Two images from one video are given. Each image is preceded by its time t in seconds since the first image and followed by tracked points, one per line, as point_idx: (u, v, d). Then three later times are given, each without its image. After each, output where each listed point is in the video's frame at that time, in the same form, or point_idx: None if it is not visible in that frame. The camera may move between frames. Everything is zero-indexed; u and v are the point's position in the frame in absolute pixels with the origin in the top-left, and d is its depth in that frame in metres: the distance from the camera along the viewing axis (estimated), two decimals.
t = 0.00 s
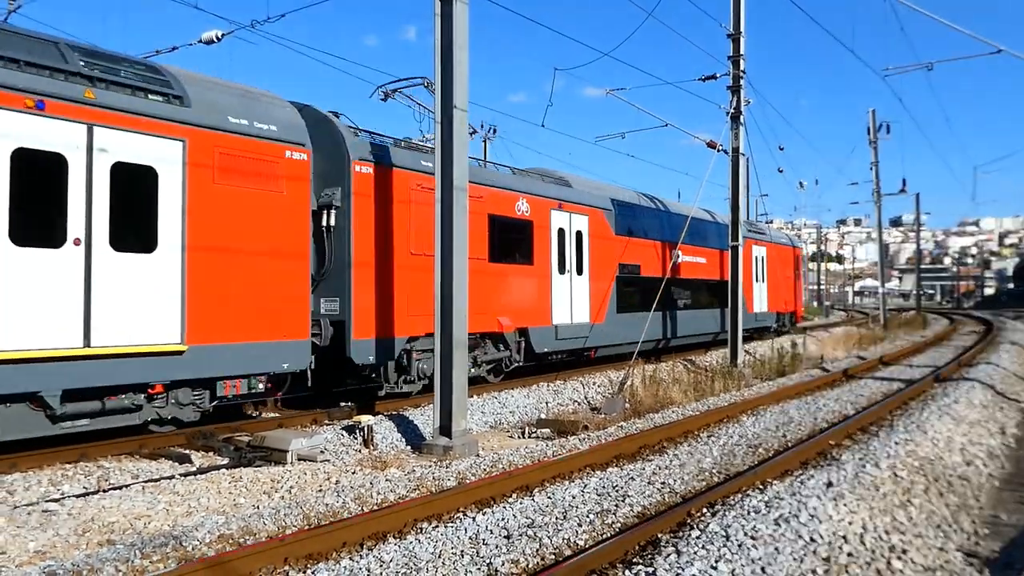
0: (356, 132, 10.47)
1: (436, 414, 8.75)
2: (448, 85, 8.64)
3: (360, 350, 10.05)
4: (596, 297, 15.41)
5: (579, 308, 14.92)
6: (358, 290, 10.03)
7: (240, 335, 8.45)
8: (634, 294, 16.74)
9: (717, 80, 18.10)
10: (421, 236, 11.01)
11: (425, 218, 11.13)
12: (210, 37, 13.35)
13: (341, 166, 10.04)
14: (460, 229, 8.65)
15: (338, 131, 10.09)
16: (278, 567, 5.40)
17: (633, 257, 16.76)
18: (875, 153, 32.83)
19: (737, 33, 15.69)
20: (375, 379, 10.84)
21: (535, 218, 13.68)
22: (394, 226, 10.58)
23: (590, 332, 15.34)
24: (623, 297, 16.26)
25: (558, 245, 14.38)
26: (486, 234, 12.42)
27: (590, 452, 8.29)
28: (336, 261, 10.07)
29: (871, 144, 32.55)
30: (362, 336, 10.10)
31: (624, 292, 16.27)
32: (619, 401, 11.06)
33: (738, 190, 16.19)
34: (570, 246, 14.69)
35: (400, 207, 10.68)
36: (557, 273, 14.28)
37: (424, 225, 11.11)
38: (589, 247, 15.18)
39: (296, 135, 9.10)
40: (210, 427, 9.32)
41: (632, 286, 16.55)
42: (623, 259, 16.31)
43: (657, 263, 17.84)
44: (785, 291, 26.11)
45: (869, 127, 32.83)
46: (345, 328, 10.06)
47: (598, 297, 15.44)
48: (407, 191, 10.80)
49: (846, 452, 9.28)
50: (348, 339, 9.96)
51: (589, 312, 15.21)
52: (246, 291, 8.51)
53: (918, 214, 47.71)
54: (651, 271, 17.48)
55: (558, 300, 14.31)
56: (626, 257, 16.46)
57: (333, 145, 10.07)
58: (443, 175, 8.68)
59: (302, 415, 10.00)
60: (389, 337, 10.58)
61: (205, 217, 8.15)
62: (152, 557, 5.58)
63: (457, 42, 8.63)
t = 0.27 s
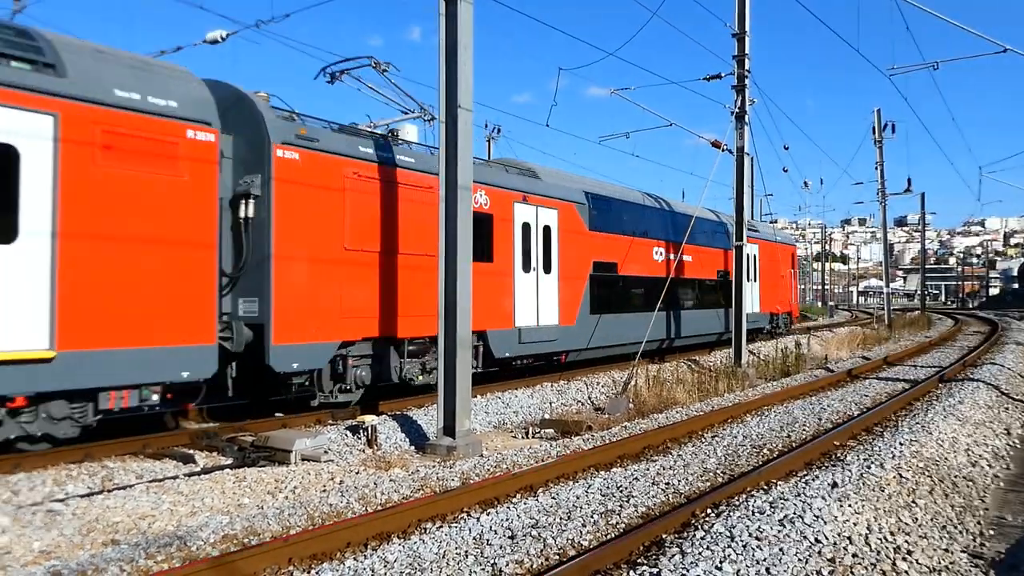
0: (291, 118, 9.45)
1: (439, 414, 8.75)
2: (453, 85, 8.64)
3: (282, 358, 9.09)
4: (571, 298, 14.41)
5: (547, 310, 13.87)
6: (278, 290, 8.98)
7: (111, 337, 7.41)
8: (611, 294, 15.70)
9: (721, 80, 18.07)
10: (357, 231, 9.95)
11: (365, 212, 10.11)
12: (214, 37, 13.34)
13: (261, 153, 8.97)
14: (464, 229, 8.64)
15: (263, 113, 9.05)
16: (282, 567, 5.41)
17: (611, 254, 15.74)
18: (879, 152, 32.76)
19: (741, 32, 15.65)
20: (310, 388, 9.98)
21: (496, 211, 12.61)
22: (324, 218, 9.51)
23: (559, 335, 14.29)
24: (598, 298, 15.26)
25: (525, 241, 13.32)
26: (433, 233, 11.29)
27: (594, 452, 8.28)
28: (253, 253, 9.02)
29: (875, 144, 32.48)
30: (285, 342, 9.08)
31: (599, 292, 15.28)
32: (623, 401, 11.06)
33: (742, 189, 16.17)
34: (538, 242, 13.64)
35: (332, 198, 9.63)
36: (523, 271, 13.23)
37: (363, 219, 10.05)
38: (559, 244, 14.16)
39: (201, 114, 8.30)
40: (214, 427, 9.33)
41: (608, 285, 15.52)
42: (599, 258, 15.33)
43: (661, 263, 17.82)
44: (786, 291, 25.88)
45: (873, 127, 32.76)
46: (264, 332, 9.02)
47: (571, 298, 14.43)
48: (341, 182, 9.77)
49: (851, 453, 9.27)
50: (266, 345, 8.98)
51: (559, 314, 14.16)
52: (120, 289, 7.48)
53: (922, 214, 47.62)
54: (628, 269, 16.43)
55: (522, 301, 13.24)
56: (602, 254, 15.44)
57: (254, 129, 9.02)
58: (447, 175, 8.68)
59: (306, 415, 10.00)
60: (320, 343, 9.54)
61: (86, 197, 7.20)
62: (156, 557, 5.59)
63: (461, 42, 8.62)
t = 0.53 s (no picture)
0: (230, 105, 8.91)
1: (443, 414, 8.76)
2: (456, 85, 8.64)
3: (191, 364, 8.21)
4: (539, 300, 13.61)
5: (512, 312, 12.94)
6: (185, 285, 8.13)
7: (48, 337, 7.15)
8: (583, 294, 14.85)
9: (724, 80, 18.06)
10: (285, 224, 9.19)
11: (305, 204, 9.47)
12: (218, 37, 13.37)
13: (168, 134, 8.25)
14: (468, 229, 8.65)
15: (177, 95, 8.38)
16: (286, 566, 5.41)
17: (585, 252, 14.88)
18: (883, 152, 32.70)
19: (745, 32, 15.63)
20: (234, 396, 9.15)
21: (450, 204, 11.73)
22: (246, 207, 8.77)
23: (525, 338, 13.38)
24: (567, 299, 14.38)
25: (489, 238, 12.42)
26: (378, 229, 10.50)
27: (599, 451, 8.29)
28: (160, 245, 8.24)
29: (879, 144, 32.44)
30: (194, 347, 8.20)
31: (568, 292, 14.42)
32: (627, 401, 11.05)
33: (745, 189, 16.15)
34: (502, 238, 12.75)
35: (252, 186, 8.85)
36: (484, 269, 12.30)
37: (291, 211, 9.27)
38: (526, 240, 13.25)
39: (84, 88, 7.49)
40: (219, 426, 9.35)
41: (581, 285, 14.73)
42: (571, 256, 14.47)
43: (664, 263, 17.76)
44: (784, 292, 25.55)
45: (877, 127, 32.71)
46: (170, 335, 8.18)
47: (539, 299, 13.61)
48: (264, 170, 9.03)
49: (855, 453, 9.25)
50: (171, 348, 8.10)
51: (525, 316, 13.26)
52: (66, 280, 7.27)
53: (925, 214, 47.56)
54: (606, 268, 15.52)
55: (484, 302, 12.26)
56: (575, 251, 14.53)
57: (161, 108, 8.33)
58: (450, 175, 8.69)
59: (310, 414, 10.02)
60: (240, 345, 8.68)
61: (10, 192, 6.90)
62: (161, 556, 5.60)
63: (465, 42, 8.62)
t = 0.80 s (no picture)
0: (203, 95, 8.70)
1: (449, 413, 8.76)
2: (462, 85, 8.64)
3: (76, 372, 7.34)
4: (505, 301, 12.60)
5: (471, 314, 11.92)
6: (74, 280, 7.33)
7: None
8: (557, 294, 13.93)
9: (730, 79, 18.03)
10: (200, 216, 8.34)
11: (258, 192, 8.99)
12: (225, 37, 13.41)
13: (52, 110, 7.43)
14: (474, 229, 8.65)
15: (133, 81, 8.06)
16: (293, 565, 5.42)
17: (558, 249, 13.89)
18: (889, 152, 32.63)
19: (750, 32, 15.60)
20: (142, 406, 8.32)
21: (398, 194, 10.75)
22: (150, 195, 7.89)
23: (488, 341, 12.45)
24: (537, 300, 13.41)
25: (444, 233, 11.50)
26: (314, 221, 9.62)
27: (604, 452, 8.28)
28: (40, 233, 7.49)
29: (884, 143, 32.36)
30: (80, 353, 7.35)
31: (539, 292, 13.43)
32: (632, 401, 11.04)
33: (751, 189, 16.13)
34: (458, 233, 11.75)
35: (160, 171, 8.00)
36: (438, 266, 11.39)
37: (206, 200, 8.41)
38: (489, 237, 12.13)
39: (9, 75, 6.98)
40: (225, 425, 9.37)
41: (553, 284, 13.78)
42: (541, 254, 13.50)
43: (670, 263, 17.67)
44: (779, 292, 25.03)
45: (882, 126, 32.63)
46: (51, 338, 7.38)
47: (503, 300, 12.58)
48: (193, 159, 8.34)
49: (861, 454, 9.23)
50: (53, 354, 7.26)
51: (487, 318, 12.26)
52: None
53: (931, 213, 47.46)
54: (581, 267, 14.55)
55: (435, 303, 11.33)
56: (546, 248, 13.57)
57: (44, 78, 7.60)
58: (457, 175, 8.69)
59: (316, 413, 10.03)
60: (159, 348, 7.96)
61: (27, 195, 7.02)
62: (167, 554, 5.61)
63: (471, 42, 8.62)
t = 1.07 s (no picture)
0: (125, 71, 7.94)
1: (459, 413, 8.76)
2: (472, 85, 8.64)
3: None
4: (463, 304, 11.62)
5: (425, 316, 10.92)
6: None
7: None
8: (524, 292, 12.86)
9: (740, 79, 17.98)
10: (111, 205, 7.47)
11: (239, 187, 8.69)
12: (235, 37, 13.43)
13: None
14: (484, 229, 8.64)
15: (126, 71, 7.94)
16: (304, 564, 5.42)
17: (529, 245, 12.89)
18: (900, 152, 32.47)
19: (761, 32, 15.55)
20: (16, 419, 7.33)
21: (335, 181, 9.75)
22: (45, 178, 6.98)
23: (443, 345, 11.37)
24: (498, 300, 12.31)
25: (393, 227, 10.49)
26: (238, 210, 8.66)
27: (614, 452, 8.25)
28: None
29: (895, 143, 32.21)
30: None
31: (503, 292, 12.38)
32: (642, 401, 11.03)
33: (761, 189, 16.08)
34: (412, 226, 10.74)
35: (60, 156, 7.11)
36: (386, 263, 10.39)
37: (120, 185, 7.55)
38: (445, 231, 11.27)
39: None
40: (236, 425, 9.39)
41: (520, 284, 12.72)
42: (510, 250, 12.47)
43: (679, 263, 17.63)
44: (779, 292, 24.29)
45: (893, 126, 32.49)
46: None
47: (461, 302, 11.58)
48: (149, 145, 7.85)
49: (873, 455, 9.18)
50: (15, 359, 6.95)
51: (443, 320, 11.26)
52: None
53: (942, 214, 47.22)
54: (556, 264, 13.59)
55: (381, 304, 10.32)
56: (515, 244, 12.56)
57: None
58: (466, 175, 8.68)
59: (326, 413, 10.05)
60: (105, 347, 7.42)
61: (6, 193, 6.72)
62: (179, 553, 5.62)
63: (481, 42, 8.62)
